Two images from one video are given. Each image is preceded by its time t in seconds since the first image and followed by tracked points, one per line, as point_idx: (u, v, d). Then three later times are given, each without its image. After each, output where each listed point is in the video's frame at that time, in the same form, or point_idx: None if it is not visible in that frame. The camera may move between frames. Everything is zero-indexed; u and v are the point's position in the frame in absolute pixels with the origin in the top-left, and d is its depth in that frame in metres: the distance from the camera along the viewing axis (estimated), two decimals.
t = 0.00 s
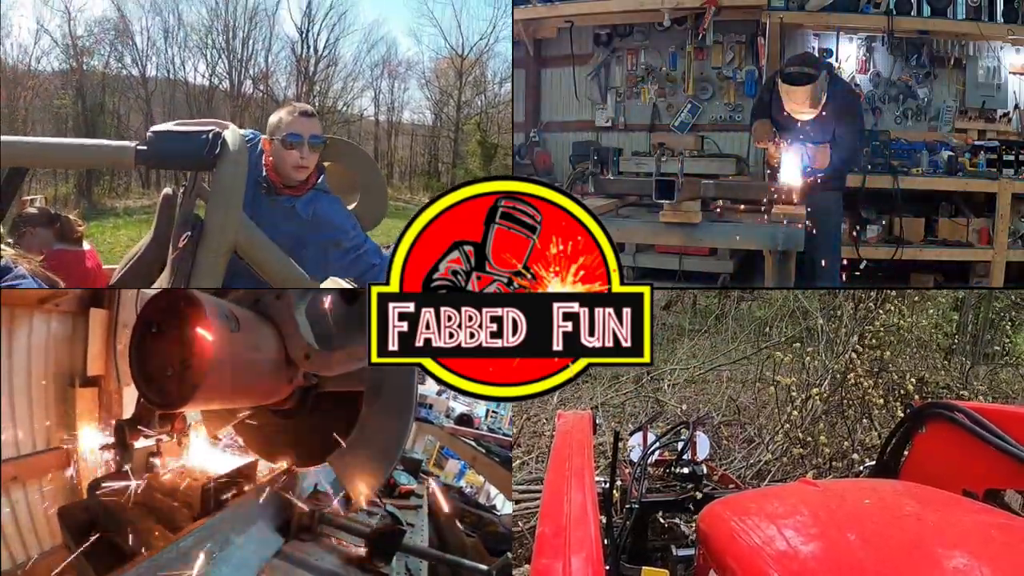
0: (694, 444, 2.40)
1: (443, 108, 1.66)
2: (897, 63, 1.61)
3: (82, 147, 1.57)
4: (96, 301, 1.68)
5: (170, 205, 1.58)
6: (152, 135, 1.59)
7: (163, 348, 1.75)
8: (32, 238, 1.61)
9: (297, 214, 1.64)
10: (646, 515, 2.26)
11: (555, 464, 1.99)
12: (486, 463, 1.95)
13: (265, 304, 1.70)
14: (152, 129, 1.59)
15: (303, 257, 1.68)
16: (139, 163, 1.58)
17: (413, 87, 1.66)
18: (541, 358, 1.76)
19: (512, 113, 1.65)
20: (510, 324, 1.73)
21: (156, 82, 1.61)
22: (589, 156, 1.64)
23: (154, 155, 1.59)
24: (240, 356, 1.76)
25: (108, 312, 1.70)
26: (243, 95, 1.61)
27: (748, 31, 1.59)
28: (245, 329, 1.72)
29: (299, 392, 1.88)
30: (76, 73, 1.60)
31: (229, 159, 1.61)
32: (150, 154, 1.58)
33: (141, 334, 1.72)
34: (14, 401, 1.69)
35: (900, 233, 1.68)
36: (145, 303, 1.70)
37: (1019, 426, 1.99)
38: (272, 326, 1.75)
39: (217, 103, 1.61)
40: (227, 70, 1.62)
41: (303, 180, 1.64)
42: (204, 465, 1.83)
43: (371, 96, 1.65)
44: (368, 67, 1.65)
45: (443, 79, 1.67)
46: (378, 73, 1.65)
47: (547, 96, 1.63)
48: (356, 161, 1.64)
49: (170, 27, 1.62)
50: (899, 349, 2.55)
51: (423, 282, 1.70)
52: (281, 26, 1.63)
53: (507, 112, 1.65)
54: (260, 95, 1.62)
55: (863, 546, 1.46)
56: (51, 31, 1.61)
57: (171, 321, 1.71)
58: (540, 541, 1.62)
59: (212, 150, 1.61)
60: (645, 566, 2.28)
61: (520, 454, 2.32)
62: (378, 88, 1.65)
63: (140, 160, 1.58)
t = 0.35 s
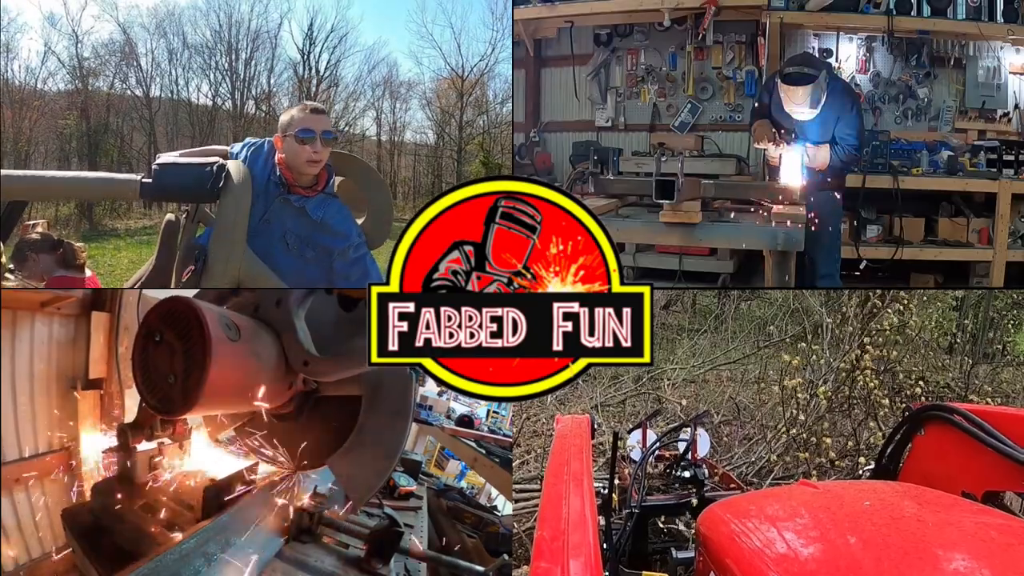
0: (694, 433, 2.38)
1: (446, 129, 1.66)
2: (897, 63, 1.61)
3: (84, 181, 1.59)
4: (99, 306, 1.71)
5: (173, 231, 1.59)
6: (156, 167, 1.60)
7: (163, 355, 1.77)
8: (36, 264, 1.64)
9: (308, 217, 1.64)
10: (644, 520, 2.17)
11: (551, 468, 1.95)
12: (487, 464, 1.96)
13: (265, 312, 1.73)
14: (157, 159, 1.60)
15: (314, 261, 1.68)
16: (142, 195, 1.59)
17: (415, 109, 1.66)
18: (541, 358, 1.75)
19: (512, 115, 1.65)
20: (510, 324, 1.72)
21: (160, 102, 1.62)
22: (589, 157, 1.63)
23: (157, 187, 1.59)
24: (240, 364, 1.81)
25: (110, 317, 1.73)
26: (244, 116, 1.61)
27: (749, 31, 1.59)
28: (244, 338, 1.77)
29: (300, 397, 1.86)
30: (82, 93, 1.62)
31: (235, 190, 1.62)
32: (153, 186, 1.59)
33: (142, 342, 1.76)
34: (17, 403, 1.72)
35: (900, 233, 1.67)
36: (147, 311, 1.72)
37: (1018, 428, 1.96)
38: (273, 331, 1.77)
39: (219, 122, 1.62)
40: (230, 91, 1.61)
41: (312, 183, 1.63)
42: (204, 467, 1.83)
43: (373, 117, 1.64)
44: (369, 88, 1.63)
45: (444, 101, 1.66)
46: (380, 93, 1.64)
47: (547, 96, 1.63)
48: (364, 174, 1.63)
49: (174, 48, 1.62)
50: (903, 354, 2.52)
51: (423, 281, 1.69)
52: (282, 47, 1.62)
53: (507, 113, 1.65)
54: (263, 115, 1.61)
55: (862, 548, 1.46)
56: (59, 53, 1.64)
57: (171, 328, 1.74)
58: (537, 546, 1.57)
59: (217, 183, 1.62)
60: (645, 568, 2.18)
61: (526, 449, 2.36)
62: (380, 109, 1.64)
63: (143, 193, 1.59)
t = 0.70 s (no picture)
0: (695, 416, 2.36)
1: (447, 141, 1.68)
2: (897, 63, 1.61)
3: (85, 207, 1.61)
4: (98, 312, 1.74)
5: (173, 253, 1.62)
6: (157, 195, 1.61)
7: (163, 362, 1.78)
8: (36, 285, 1.67)
9: (316, 201, 1.65)
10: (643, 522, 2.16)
11: (548, 469, 1.96)
12: (486, 465, 1.96)
13: (263, 317, 1.74)
14: (159, 186, 1.62)
15: (324, 248, 1.67)
16: (143, 225, 1.61)
17: (416, 122, 1.67)
18: (541, 358, 1.74)
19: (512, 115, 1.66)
20: (510, 324, 1.70)
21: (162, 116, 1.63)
22: (589, 157, 1.63)
23: (158, 216, 1.62)
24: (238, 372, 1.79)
25: (109, 319, 1.75)
26: (246, 131, 1.62)
27: (749, 31, 1.59)
28: (243, 345, 1.78)
29: (299, 402, 1.84)
30: (83, 110, 1.64)
31: (233, 219, 1.62)
32: (154, 215, 1.61)
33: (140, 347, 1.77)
34: (20, 406, 1.75)
35: (900, 233, 1.67)
36: (146, 318, 1.75)
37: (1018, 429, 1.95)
38: (273, 339, 1.78)
39: (220, 137, 1.63)
40: (231, 107, 1.63)
41: (318, 170, 1.64)
42: (205, 470, 1.84)
43: (374, 130, 1.65)
44: (370, 102, 1.65)
45: (444, 113, 1.68)
46: (380, 107, 1.65)
47: (547, 96, 1.63)
48: (366, 165, 1.65)
49: (176, 65, 1.64)
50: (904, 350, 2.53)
51: (423, 281, 1.68)
52: (283, 62, 1.63)
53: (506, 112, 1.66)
54: (264, 130, 1.62)
55: (863, 549, 1.46)
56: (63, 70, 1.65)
57: (170, 336, 1.76)
58: (535, 547, 1.58)
59: (216, 212, 1.62)
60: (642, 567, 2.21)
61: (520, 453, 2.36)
62: (381, 122, 1.65)
63: (144, 222, 1.61)
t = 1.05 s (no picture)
0: (694, 395, 2.43)
1: (451, 151, 1.68)
2: (897, 63, 1.61)
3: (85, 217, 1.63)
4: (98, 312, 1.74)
5: (175, 267, 1.65)
6: (161, 214, 1.63)
7: (163, 366, 1.77)
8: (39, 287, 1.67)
9: (321, 194, 1.66)
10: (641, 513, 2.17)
11: (547, 459, 1.96)
12: (486, 465, 1.93)
13: (262, 318, 1.75)
14: (162, 205, 1.63)
15: (331, 240, 1.68)
16: (149, 243, 1.64)
17: (420, 131, 1.68)
18: (541, 358, 1.72)
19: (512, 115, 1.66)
20: (510, 324, 1.69)
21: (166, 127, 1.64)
22: (589, 157, 1.64)
23: (162, 234, 1.64)
24: (239, 373, 1.79)
25: (109, 321, 1.74)
26: (248, 139, 1.63)
27: (749, 31, 1.59)
28: (243, 347, 1.77)
29: (299, 403, 1.84)
30: (88, 118, 1.65)
31: (236, 239, 1.65)
32: (158, 233, 1.64)
33: (143, 351, 1.76)
34: (20, 409, 1.74)
35: (900, 233, 1.67)
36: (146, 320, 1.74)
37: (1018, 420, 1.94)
38: (272, 341, 1.78)
39: (224, 146, 1.64)
40: (234, 115, 1.64)
41: (317, 165, 1.65)
42: (206, 471, 1.82)
43: (378, 139, 1.66)
44: (373, 111, 1.66)
45: (448, 122, 1.68)
46: (383, 116, 1.66)
47: (547, 96, 1.63)
48: (365, 164, 1.66)
49: (180, 74, 1.64)
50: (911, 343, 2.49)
51: (423, 281, 1.68)
52: (286, 72, 1.64)
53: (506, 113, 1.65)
54: (267, 140, 1.63)
55: (862, 548, 1.46)
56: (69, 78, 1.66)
57: (169, 338, 1.75)
58: (533, 539, 1.60)
59: (217, 232, 1.64)
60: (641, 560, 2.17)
61: (515, 452, 2.25)
62: (385, 131, 1.67)
63: (150, 240, 1.64)
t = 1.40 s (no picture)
0: (695, 374, 2.35)
1: (456, 165, 1.65)
2: (897, 63, 1.61)
3: (89, 234, 1.61)
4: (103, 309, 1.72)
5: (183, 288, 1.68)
6: (171, 238, 1.63)
7: (186, 364, 1.76)
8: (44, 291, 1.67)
9: (327, 200, 1.66)
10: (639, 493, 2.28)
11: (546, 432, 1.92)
12: (493, 461, 1.91)
13: (283, 319, 1.74)
14: (170, 231, 1.62)
15: (348, 238, 1.68)
16: (157, 268, 1.65)
17: (423, 145, 1.64)
18: (541, 358, 1.71)
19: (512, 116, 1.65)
20: (510, 324, 1.68)
21: (170, 140, 1.59)
22: (589, 157, 1.64)
23: (171, 259, 1.65)
24: (264, 372, 1.79)
25: (114, 320, 1.72)
26: (253, 154, 1.61)
27: (748, 31, 1.59)
28: (268, 348, 1.78)
29: (315, 403, 1.84)
30: (94, 132, 1.60)
31: (245, 264, 1.67)
32: (167, 258, 1.65)
33: (166, 352, 1.76)
34: (29, 410, 1.72)
35: (900, 233, 1.67)
36: (166, 321, 1.72)
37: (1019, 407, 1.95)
38: (292, 341, 1.78)
39: (228, 161, 1.61)
40: (239, 128, 1.61)
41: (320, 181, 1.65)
42: (221, 472, 1.82)
43: (382, 152, 1.64)
44: (376, 125, 1.63)
45: (452, 137, 1.64)
46: (386, 130, 1.64)
47: (547, 96, 1.63)
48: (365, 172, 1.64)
49: (185, 87, 1.60)
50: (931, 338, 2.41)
51: (423, 281, 1.67)
52: (290, 85, 1.60)
53: (506, 113, 1.65)
54: (269, 153, 1.61)
55: (862, 548, 1.46)
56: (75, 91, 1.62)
57: (195, 340, 1.74)
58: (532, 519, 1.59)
59: (227, 256, 1.65)
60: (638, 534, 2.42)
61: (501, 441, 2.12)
62: (389, 145, 1.64)
63: (158, 265, 1.65)
